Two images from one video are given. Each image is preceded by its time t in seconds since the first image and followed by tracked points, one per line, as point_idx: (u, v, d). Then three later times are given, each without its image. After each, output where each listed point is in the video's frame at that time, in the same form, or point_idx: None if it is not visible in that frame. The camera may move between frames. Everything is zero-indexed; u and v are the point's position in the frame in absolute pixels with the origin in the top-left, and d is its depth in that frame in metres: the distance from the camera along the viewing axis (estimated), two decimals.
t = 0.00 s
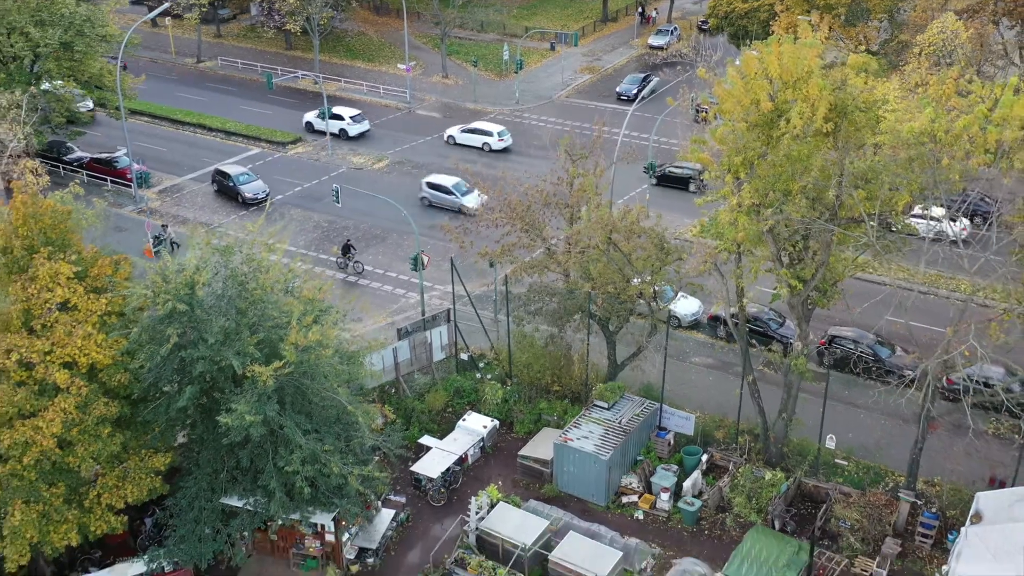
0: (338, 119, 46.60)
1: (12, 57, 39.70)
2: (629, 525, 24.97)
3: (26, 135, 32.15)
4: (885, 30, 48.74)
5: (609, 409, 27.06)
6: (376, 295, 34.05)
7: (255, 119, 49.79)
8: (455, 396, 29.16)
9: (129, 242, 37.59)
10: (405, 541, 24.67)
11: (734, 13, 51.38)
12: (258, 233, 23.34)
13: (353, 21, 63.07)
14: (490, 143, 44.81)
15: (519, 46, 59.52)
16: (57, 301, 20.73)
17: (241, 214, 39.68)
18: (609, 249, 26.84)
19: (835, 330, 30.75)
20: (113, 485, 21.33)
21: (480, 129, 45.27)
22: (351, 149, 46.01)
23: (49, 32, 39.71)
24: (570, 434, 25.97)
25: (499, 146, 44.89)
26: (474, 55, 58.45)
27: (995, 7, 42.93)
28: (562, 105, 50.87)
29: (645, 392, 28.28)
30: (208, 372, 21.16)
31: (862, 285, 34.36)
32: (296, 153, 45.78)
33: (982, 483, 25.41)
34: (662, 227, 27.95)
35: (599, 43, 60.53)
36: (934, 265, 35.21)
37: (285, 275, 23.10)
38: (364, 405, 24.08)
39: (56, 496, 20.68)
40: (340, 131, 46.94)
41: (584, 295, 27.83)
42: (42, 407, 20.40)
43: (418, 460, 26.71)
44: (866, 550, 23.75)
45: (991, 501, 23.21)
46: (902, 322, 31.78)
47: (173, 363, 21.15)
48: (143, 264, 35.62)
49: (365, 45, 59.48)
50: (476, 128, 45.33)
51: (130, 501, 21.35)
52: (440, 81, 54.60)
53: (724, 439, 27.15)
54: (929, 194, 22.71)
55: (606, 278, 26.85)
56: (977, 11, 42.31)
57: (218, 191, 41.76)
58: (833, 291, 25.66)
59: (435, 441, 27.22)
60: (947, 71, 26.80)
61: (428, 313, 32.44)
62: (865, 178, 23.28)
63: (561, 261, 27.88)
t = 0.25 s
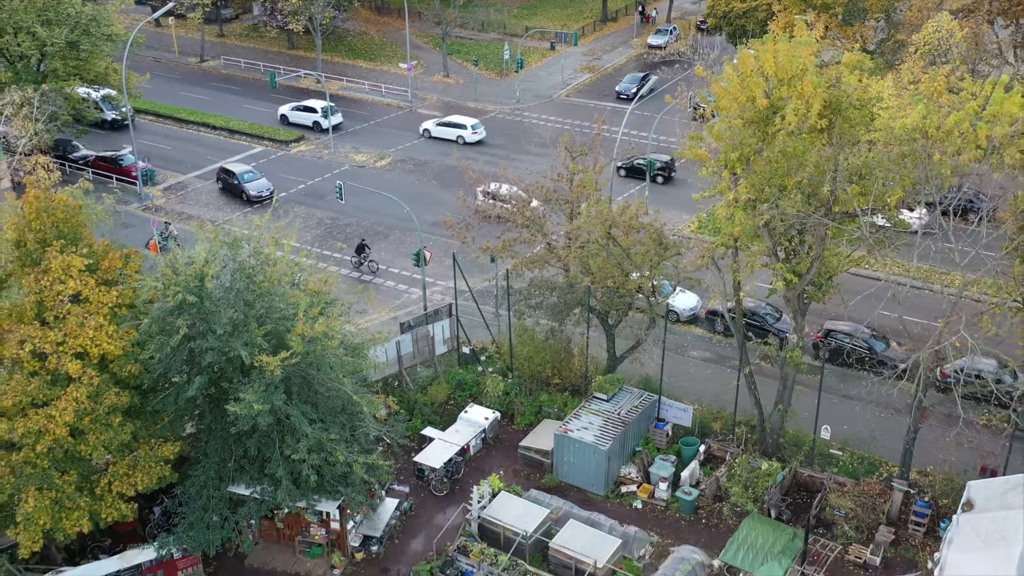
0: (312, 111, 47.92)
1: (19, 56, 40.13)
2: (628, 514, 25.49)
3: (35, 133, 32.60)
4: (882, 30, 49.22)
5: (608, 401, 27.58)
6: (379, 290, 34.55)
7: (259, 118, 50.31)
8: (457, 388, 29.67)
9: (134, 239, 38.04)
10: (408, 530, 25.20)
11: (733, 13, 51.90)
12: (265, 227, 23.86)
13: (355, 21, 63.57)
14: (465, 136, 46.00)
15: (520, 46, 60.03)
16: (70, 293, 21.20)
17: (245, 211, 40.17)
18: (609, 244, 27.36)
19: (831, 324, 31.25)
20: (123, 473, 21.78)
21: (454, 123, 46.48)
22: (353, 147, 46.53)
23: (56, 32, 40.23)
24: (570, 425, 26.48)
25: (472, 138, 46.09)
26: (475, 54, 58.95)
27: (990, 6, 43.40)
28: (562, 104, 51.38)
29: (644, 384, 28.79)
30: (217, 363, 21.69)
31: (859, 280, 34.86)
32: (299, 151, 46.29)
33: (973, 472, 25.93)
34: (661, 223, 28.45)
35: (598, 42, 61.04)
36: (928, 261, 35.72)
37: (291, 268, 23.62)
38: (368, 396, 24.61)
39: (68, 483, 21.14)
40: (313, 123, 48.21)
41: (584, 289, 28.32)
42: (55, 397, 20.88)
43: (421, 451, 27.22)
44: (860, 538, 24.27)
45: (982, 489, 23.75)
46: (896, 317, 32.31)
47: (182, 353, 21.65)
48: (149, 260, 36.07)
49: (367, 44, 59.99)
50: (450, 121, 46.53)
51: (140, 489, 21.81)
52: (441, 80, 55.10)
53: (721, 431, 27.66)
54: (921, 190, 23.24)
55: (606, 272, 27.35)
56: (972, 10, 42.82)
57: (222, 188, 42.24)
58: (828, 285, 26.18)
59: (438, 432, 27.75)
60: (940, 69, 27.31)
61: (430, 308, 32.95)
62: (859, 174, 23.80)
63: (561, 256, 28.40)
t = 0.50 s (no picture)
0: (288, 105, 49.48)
1: (26, 55, 40.62)
2: (627, 502, 26.00)
3: (43, 130, 33.06)
4: (879, 29, 49.72)
5: (607, 392, 28.10)
6: (382, 286, 35.07)
7: (262, 117, 50.80)
8: (459, 381, 30.19)
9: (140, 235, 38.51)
10: (411, 518, 25.76)
11: (731, 13, 52.42)
12: (271, 221, 24.37)
13: (357, 20, 64.10)
14: (439, 129, 47.46)
15: (520, 45, 60.54)
16: (82, 285, 21.72)
17: (250, 209, 40.67)
18: (608, 239, 27.87)
19: (828, 318, 31.76)
20: (133, 461, 22.27)
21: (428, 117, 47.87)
22: (356, 145, 47.03)
23: (63, 31, 40.70)
24: (570, 416, 27.00)
25: (447, 132, 47.61)
26: (476, 53, 59.48)
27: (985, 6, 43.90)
28: (562, 103, 51.90)
29: (643, 376, 29.31)
30: (225, 353, 22.24)
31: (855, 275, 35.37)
32: (302, 149, 46.82)
33: (966, 462, 26.45)
34: (659, 218, 28.96)
35: (598, 42, 61.56)
36: (923, 256, 36.23)
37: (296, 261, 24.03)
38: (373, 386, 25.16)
39: (80, 471, 21.69)
40: (288, 116, 49.74)
41: (584, 283, 28.83)
42: (67, 386, 21.42)
43: (423, 442, 27.72)
44: (854, 526, 24.80)
45: (974, 478, 24.28)
46: (891, 311, 32.80)
47: (191, 344, 22.15)
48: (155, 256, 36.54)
49: (368, 44, 60.50)
50: (425, 115, 47.92)
51: (150, 476, 22.30)
52: (442, 79, 55.63)
53: (719, 422, 28.16)
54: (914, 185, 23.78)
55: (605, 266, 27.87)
56: (968, 10, 43.36)
57: (226, 186, 42.72)
58: (823, 278, 26.71)
59: (440, 424, 28.26)
60: (934, 67, 27.83)
61: (432, 303, 33.47)
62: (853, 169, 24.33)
63: (562, 251, 28.91)
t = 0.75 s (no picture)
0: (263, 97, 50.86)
1: (33, 54, 41.13)
2: (626, 492, 26.54)
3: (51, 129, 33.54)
4: (876, 29, 50.20)
5: (606, 384, 28.63)
6: (384, 281, 35.57)
7: (265, 115, 51.31)
8: (461, 373, 30.72)
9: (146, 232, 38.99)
10: (415, 507, 26.30)
11: (729, 12, 52.94)
12: (278, 215, 24.87)
13: (358, 20, 64.61)
14: (415, 123, 48.75)
15: (521, 45, 61.05)
16: (94, 277, 22.22)
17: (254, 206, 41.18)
18: (608, 234, 28.39)
19: (824, 313, 32.28)
20: (143, 450, 22.47)
21: (405, 110, 49.15)
22: (358, 143, 47.55)
23: (69, 30, 41.25)
24: (570, 407, 27.51)
25: (423, 125, 48.84)
26: (477, 53, 59.99)
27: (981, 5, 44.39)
28: (562, 102, 52.40)
29: (642, 369, 29.85)
30: (234, 343, 22.77)
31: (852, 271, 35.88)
32: (305, 147, 47.35)
33: (958, 452, 27.00)
34: (658, 213, 29.49)
35: (598, 41, 62.08)
36: (918, 252, 36.73)
37: (303, 255, 24.50)
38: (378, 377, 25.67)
39: (92, 459, 21.97)
40: (263, 108, 51.05)
41: (584, 277, 29.36)
42: (79, 376, 21.99)
43: (426, 433, 28.26)
44: (849, 514, 25.33)
45: (965, 466, 24.82)
46: (886, 306, 33.35)
47: (200, 335, 22.69)
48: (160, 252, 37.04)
49: (370, 43, 61.00)
50: (401, 108, 49.15)
51: (160, 465, 22.49)
52: (443, 78, 56.15)
53: (717, 414, 28.70)
54: (906, 180, 24.29)
55: (605, 261, 28.40)
56: (963, 10, 43.88)
57: (231, 184, 43.22)
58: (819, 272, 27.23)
59: (443, 415, 28.77)
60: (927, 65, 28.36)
61: (434, 297, 34.00)
62: (848, 165, 24.85)
63: (562, 246, 29.42)
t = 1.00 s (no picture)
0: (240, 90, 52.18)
1: (39, 53, 41.58)
2: (625, 481, 27.08)
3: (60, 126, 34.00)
4: (872, 28, 50.72)
5: (606, 376, 29.15)
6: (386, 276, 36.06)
7: (268, 113, 51.82)
8: (463, 366, 31.24)
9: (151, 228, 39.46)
10: (418, 496, 26.87)
11: (728, 12, 53.48)
12: (284, 209, 25.38)
13: (360, 19, 65.13)
14: (392, 116, 49.92)
15: (521, 44, 61.58)
16: (104, 269, 22.75)
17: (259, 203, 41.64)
18: (607, 228, 28.89)
19: (820, 307, 32.78)
20: (154, 439, 22.73)
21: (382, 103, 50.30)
22: (360, 141, 48.06)
23: (75, 29, 41.70)
24: (570, 398, 28.00)
25: (400, 119, 50.02)
26: (477, 52, 60.50)
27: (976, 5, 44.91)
28: (561, 100, 52.92)
29: (640, 362, 30.37)
30: (241, 334, 23.36)
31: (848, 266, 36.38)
32: (307, 145, 47.85)
33: (950, 442, 27.55)
34: (656, 209, 30.02)
35: (597, 41, 62.62)
36: (912, 248, 37.28)
37: (308, 248, 24.93)
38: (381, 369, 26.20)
39: (103, 447, 22.28)
40: (240, 100, 52.32)
41: (583, 272, 29.89)
42: (90, 366, 22.50)
43: (429, 424, 28.78)
44: (843, 503, 25.86)
45: (956, 456, 25.35)
46: (881, 300, 33.89)
47: (209, 326, 23.31)
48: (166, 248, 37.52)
49: (371, 42, 61.51)
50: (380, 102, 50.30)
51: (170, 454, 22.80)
52: (444, 77, 56.67)
53: (714, 405, 29.23)
54: (899, 175, 24.81)
55: (604, 256, 28.86)
56: (959, 9, 44.39)
57: (235, 181, 43.69)
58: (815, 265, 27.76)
59: (445, 407, 29.28)
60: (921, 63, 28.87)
61: (436, 292, 34.50)
62: (842, 161, 25.40)
63: (562, 240, 29.93)
